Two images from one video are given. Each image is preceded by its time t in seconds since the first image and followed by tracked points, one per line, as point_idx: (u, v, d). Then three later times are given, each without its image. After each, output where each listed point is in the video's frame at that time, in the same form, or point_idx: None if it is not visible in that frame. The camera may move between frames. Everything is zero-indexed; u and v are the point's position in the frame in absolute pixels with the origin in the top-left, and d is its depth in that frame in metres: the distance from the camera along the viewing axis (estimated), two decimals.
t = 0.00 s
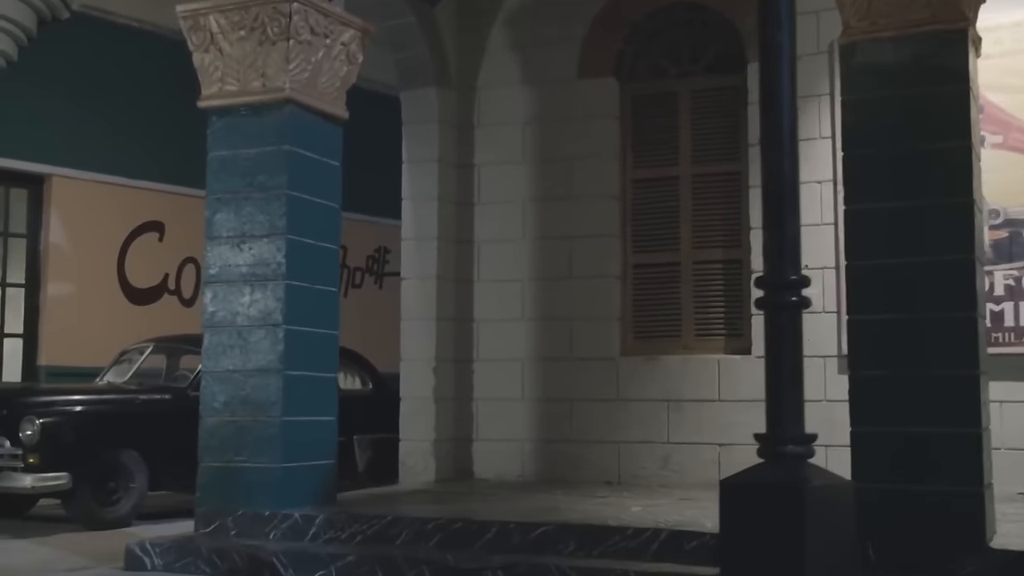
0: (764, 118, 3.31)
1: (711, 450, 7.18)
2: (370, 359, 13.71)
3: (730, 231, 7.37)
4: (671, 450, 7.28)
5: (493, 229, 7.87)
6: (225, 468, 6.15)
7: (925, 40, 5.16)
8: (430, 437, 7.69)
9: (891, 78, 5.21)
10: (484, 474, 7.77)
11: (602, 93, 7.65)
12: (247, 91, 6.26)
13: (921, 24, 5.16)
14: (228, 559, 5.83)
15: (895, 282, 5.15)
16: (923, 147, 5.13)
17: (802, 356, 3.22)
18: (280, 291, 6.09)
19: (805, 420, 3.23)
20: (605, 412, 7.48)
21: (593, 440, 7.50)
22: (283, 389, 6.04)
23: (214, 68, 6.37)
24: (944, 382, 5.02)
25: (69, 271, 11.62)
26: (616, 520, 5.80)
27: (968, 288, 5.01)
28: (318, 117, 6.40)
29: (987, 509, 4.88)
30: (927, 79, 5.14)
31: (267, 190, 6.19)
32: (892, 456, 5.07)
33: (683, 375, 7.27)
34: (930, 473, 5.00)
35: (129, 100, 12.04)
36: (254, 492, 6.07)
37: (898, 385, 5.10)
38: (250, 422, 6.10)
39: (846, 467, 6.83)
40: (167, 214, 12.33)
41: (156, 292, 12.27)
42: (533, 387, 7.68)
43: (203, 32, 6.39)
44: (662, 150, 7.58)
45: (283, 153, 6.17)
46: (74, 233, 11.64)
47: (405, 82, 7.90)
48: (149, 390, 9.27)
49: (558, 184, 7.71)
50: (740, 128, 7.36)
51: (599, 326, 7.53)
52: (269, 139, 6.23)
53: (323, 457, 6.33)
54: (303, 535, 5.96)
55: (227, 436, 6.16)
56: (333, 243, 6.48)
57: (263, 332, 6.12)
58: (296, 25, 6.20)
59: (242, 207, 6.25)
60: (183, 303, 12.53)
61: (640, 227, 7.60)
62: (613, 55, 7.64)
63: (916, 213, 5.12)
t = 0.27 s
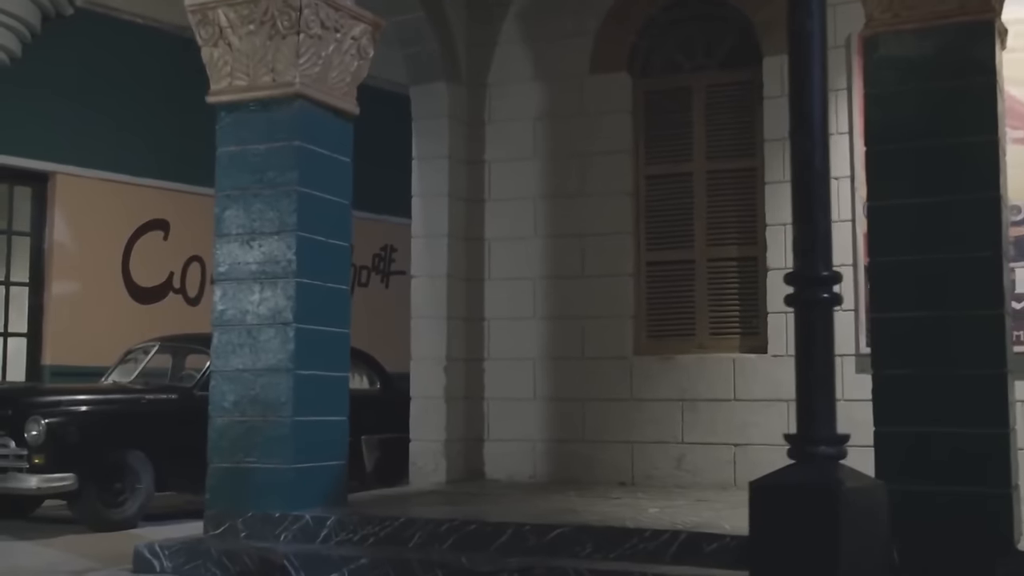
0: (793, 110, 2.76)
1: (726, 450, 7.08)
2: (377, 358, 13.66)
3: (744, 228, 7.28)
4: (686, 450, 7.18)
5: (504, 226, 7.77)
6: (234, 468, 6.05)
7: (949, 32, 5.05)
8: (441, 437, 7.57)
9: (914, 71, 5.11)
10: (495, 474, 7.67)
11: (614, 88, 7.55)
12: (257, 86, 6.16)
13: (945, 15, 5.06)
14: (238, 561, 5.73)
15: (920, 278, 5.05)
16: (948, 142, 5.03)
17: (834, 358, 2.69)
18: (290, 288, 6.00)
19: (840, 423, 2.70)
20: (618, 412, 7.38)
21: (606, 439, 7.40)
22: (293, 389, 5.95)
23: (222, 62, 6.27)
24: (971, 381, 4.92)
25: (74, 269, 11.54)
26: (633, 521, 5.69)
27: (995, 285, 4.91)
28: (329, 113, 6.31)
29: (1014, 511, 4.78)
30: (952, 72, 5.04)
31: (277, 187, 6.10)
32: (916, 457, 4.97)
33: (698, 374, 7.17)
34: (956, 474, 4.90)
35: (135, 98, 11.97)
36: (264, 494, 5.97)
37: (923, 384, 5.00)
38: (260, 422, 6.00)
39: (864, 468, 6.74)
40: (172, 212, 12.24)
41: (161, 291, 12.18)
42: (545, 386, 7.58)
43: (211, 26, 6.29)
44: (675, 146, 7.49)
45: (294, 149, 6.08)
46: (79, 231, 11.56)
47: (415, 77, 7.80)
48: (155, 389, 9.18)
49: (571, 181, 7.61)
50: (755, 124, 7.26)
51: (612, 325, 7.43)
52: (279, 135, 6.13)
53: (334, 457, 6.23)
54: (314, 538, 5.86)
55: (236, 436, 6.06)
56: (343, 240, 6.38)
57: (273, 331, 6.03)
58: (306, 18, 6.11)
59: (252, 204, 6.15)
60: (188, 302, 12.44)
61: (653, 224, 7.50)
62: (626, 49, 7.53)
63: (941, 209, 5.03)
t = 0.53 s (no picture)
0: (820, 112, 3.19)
1: (739, 450, 7.00)
2: (382, 356, 13.57)
3: (756, 226, 7.20)
4: (697, 450, 7.10)
5: (512, 223, 7.69)
6: (242, 469, 5.96)
7: (969, 24, 4.97)
8: (450, 437, 7.49)
9: (933, 64, 5.03)
10: (504, 475, 7.59)
11: (624, 83, 7.46)
12: (264, 81, 6.09)
13: (965, 7, 4.98)
14: (246, 562, 5.64)
15: (943, 276, 4.96)
16: (969, 136, 4.94)
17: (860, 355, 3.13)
18: (298, 286, 5.91)
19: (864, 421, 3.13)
20: (629, 412, 7.29)
21: (617, 439, 7.32)
22: (302, 388, 5.86)
23: (229, 58, 6.19)
24: (993, 379, 4.83)
25: (76, 268, 11.45)
26: (646, 522, 5.61)
27: (1017, 282, 4.82)
28: (337, 108, 6.23)
29: None
30: (972, 65, 4.95)
31: (284, 183, 6.01)
32: (937, 457, 4.89)
33: (710, 374, 7.09)
34: (978, 475, 4.81)
35: (138, 97, 11.93)
36: (272, 495, 5.89)
37: (944, 382, 4.91)
38: (268, 422, 5.92)
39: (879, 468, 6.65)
40: (175, 210, 12.16)
41: (164, 289, 12.10)
42: (554, 385, 7.50)
43: (218, 20, 6.22)
44: (686, 142, 7.40)
45: (301, 145, 5.99)
46: (81, 229, 11.48)
47: (422, 73, 7.72)
48: (159, 389, 9.10)
49: (580, 177, 7.52)
50: (767, 120, 7.18)
51: (622, 323, 7.34)
52: (286, 131, 6.05)
53: (343, 458, 6.15)
54: (322, 539, 5.78)
55: (244, 435, 5.98)
56: (352, 237, 6.30)
57: (281, 330, 5.94)
58: (314, 12, 6.06)
59: (259, 200, 6.07)
60: (191, 301, 12.35)
61: (663, 221, 7.42)
62: (636, 44, 7.44)
63: (962, 205, 4.94)
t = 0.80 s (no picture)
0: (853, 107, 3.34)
1: (756, 449, 6.90)
2: (390, 355, 13.64)
3: (773, 222, 7.09)
4: (714, 449, 7.00)
5: (525, 220, 7.59)
6: (254, 469, 5.87)
7: (998, 13, 4.86)
8: (462, 436, 7.39)
9: (960, 55, 4.92)
10: (517, 474, 7.49)
11: (638, 77, 7.35)
12: (275, 74, 5.98)
13: None
14: (258, 564, 5.55)
15: (971, 271, 4.85)
16: (998, 128, 4.83)
17: (896, 351, 3.22)
18: (311, 283, 5.82)
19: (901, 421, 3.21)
20: (644, 411, 7.20)
21: (633, 438, 7.22)
22: (315, 386, 5.77)
23: (240, 51, 6.09)
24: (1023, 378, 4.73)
25: (82, 265, 11.37)
26: (665, 523, 5.50)
27: None
28: (349, 103, 6.13)
29: None
30: (1000, 55, 4.85)
31: (296, 178, 5.91)
32: (965, 457, 4.79)
33: (727, 372, 6.99)
34: (1008, 475, 4.70)
35: (145, 94, 11.89)
36: (285, 495, 5.80)
37: (973, 381, 4.81)
38: (281, 421, 5.82)
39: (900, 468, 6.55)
40: (182, 208, 12.07)
41: (170, 287, 12.01)
42: (568, 384, 7.40)
43: (229, 14, 6.13)
44: (702, 137, 7.30)
45: (314, 140, 5.89)
46: (87, 227, 11.39)
47: (434, 67, 7.62)
48: (167, 388, 9.01)
49: (594, 173, 7.42)
50: (785, 114, 7.07)
51: (637, 321, 7.24)
52: (299, 125, 5.94)
53: (356, 457, 6.06)
54: (336, 540, 5.69)
55: (256, 435, 5.88)
56: (364, 233, 6.20)
57: (293, 327, 5.85)
58: (326, 6, 5.96)
59: (271, 196, 5.97)
60: (198, 299, 12.26)
61: (679, 217, 7.32)
62: (651, 38, 7.34)
63: (991, 199, 4.83)
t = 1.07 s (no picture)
0: (890, 96, 3.24)
1: (774, 449, 6.80)
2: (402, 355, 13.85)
3: (790, 218, 7.00)
4: (731, 448, 6.90)
5: (538, 216, 7.49)
6: (266, 468, 5.78)
7: None
8: (475, 435, 7.29)
9: (988, 46, 4.82)
10: (531, 474, 7.40)
11: (654, 71, 7.26)
12: (287, 68, 5.90)
13: None
14: (271, 565, 5.46)
15: (999, 268, 4.75)
16: None
17: (933, 346, 3.10)
18: (324, 280, 5.73)
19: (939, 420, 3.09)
20: (659, 409, 7.10)
21: (648, 437, 7.13)
22: (328, 384, 5.68)
23: (252, 44, 6.01)
24: None
25: (89, 264, 11.28)
26: (685, 525, 5.41)
27: None
28: (362, 97, 6.04)
29: None
30: None
31: (309, 173, 5.83)
32: (993, 457, 4.69)
33: (744, 370, 6.90)
34: None
35: (151, 90, 11.84)
36: (297, 495, 5.71)
37: (1001, 379, 4.71)
38: (293, 420, 5.74)
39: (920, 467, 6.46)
40: (189, 205, 11.99)
41: (177, 286, 11.94)
42: (582, 382, 7.31)
43: (240, 6, 6.04)
44: (718, 132, 7.21)
45: (327, 134, 5.80)
46: (94, 224, 11.31)
47: (446, 61, 7.53)
48: (175, 386, 8.93)
49: (609, 168, 7.32)
50: (802, 109, 6.98)
51: (653, 318, 7.15)
52: (312, 119, 5.85)
53: (369, 457, 5.97)
54: (349, 541, 5.60)
55: (268, 434, 5.79)
56: (378, 229, 6.11)
57: (306, 324, 5.76)
58: None
59: (283, 191, 5.88)
60: (205, 297, 12.17)
61: (694, 214, 7.23)
62: (666, 31, 7.24)
63: (1019, 193, 4.73)
